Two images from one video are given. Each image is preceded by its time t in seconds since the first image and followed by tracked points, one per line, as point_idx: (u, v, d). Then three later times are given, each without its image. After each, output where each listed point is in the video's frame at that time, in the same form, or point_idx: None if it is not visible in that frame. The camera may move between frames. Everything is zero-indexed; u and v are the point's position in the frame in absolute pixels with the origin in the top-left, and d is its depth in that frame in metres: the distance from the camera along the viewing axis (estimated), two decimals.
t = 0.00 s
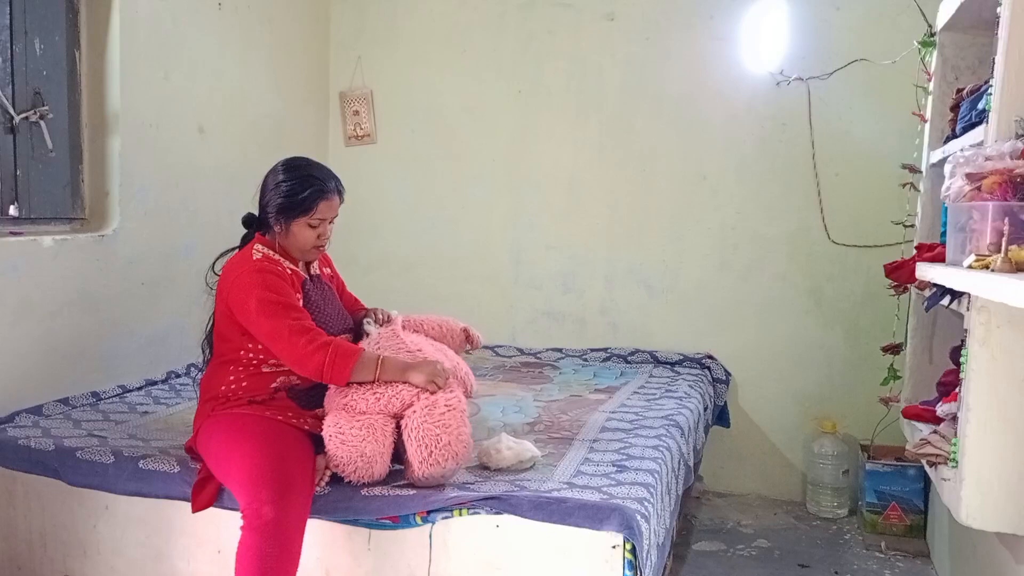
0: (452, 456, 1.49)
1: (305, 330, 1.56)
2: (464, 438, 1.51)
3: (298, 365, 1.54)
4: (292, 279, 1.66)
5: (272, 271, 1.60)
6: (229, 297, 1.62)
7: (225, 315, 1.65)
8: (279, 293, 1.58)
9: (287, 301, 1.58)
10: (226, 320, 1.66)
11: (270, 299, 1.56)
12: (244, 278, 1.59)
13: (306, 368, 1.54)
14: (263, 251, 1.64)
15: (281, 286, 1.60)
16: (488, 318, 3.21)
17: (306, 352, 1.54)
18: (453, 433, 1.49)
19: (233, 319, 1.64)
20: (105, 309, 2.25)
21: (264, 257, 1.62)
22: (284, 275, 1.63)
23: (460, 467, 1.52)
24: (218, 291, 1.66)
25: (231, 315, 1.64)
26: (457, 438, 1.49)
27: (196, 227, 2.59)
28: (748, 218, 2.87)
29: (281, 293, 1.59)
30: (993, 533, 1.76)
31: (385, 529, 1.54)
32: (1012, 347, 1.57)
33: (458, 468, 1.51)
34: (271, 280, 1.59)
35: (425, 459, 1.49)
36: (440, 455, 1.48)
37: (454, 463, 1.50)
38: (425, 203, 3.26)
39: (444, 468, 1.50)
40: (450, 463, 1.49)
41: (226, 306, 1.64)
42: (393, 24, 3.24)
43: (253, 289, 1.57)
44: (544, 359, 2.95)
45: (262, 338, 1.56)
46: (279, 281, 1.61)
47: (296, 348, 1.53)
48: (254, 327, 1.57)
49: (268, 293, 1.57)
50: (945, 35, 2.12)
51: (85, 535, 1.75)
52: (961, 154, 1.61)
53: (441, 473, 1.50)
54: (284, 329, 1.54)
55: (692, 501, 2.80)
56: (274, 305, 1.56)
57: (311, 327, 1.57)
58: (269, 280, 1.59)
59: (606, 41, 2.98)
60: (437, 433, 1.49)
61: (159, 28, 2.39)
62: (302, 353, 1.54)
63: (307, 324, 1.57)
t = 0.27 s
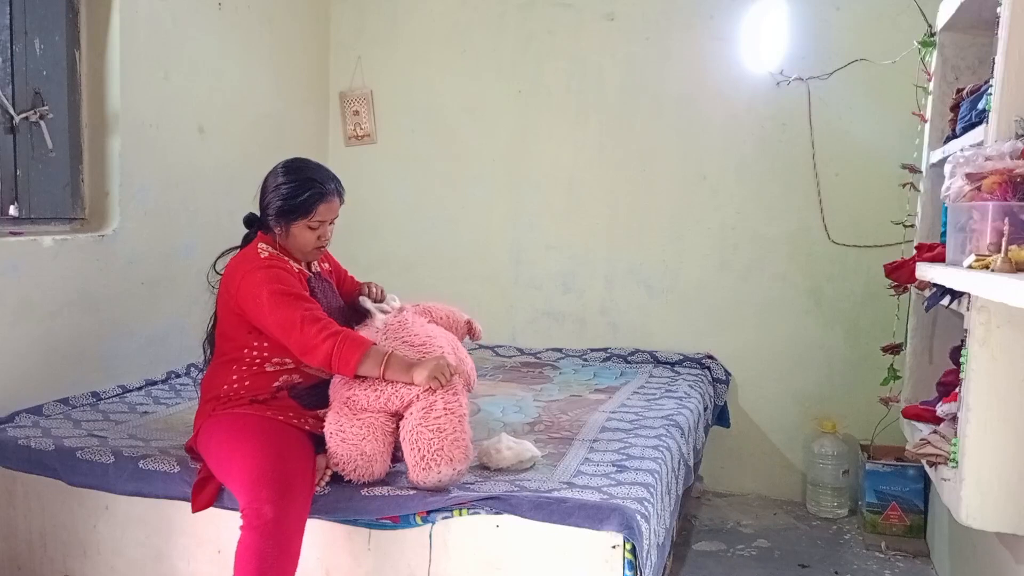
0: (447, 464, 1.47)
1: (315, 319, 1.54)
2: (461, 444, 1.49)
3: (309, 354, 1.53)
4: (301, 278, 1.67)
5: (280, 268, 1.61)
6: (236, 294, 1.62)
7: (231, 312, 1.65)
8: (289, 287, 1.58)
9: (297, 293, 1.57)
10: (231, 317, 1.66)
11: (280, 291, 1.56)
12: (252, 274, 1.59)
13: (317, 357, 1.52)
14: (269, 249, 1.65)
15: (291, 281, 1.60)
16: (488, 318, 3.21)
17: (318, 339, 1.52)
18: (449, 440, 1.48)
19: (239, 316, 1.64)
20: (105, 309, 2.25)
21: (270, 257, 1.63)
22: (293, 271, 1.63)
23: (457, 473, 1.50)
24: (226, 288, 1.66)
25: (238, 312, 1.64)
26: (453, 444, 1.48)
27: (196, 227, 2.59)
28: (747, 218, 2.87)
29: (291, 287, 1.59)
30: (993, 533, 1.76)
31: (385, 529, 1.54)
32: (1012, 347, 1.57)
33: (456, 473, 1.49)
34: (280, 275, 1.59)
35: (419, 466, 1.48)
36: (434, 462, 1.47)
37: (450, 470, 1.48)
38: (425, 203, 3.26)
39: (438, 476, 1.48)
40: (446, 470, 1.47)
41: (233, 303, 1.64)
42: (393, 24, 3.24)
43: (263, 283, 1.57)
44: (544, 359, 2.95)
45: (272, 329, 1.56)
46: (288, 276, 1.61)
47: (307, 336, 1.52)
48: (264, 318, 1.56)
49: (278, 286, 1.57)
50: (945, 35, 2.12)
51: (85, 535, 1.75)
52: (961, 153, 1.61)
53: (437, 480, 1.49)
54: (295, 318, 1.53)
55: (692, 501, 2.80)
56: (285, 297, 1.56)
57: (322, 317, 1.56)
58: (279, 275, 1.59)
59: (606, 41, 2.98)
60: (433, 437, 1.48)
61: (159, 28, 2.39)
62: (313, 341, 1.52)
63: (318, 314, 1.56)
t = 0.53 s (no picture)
0: (448, 465, 1.48)
1: (315, 323, 1.54)
2: (462, 445, 1.51)
3: (308, 357, 1.52)
4: (303, 280, 1.67)
5: (282, 270, 1.60)
6: (238, 296, 1.62)
7: (233, 312, 1.65)
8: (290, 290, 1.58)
9: (297, 297, 1.57)
10: (233, 317, 1.66)
11: (281, 294, 1.56)
12: (254, 276, 1.59)
13: (316, 361, 1.52)
14: (270, 251, 1.64)
15: (292, 284, 1.60)
16: (488, 318, 3.21)
17: (317, 342, 1.52)
18: (450, 441, 1.49)
19: (241, 317, 1.64)
20: (105, 309, 2.25)
21: (274, 258, 1.62)
22: (295, 274, 1.63)
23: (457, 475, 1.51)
24: (227, 290, 1.65)
25: (241, 312, 1.64)
26: (454, 446, 1.50)
27: (196, 227, 2.59)
28: (747, 218, 2.87)
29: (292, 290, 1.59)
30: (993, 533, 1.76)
31: (385, 529, 1.54)
32: (1012, 347, 1.57)
33: (455, 474, 1.50)
34: (281, 278, 1.59)
35: (420, 467, 1.49)
36: (435, 463, 1.48)
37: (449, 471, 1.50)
38: (425, 203, 3.26)
39: (438, 477, 1.49)
40: (445, 471, 1.49)
41: (234, 303, 1.64)
42: (393, 24, 3.24)
43: (264, 285, 1.57)
44: (544, 359, 2.95)
45: (272, 333, 1.55)
46: (289, 278, 1.60)
47: (306, 340, 1.52)
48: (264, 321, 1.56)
49: (279, 289, 1.56)
50: (945, 35, 2.12)
51: (85, 535, 1.75)
52: (961, 153, 1.61)
53: (437, 481, 1.50)
54: (295, 321, 1.53)
55: (692, 501, 2.80)
56: (285, 301, 1.55)
57: (321, 320, 1.56)
58: (281, 278, 1.59)
59: (606, 41, 2.98)
60: (435, 438, 1.49)
61: (159, 28, 2.39)
62: (313, 344, 1.52)
63: (318, 318, 1.56)
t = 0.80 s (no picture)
0: (455, 471, 1.48)
1: (308, 330, 1.56)
2: (470, 454, 1.51)
3: (303, 365, 1.53)
4: (291, 282, 1.66)
5: (269, 275, 1.59)
6: (227, 302, 1.61)
7: (223, 317, 1.65)
8: (279, 297, 1.58)
9: (286, 304, 1.57)
10: (223, 321, 1.65)
11: (270, 303, 1.56)
12: (241, 283, 1.59)
13: (313, 368, 1.54)
14: (258, 255, 1.64)
15: (281, 291, 1.59)
16: (488, 318, 3.21)
17: (314, 351, 1.53)
18: (459, 449, 1.49)
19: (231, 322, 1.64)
20: (104, 309, 2.25)
21: (260, 262, 1.62)
22: (282, 279, 1.63)
23: (460, 483, 1.51)
24: (217, 296, 1.65)
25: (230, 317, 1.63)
26: (464, 453, 1.50)
27: (196, 227, 2.59)
28: (747, 218, 2.87)
29: (280, 297, 1.58)
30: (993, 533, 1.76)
31: (385, 529, 1.54)
32: (1012, 346, 1.57)
33: (460, 483, 1.50)
34: (269, 284, 1.58)
35: (427, 471, 1.48)
36: (443, 467, 1.48)
37: (455, 478, 1.49)
38: (425, 203, 3.26)
39: (442, 483, 1.49)
40: (450, 476, 1.48)
41: (224, 309, 1.64)
42: (393, 24, 3.24)
43: (253, 292, 1.57)
44: (544, 359, 2.95)
45: (262, 340, 1.55)
46: (277, 284, 1.60)
47: (302, 347, 1.53)
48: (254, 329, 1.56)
49: (268, 296, 1.56)
50: (945, 35, 2.12)
51: (85, 535, 1.75)
52: (960, 154, 1.61)
53: (441, 486, 1.49)
54: (288, 329, 1.53)
55: (692, 501, 2.80)
56: (276, 309, 1.55)
57: (314, 328, 1.57)
58: (269, 284, 1.58)
59: (606, 41, 2.98)
60: (445, 444, 1.49)
61: (159, 28, 2.39)
62: (308, 352, 1.53)
63: (310, 326, 1.57)
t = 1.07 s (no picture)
0: (461, 461, 1.50)
1: (295, 338, 1.54)
2: (471, 440, 1.53)
3: (289, 373, 1.53)
4: (287, 283, 1.66)
5: (264, 278, 1.59)
6: (224, 304, 1.62)
7: (221, 319, 1.65)
8: (273, 301, 1.57)
9: (277, 309, 1.57)
10: (221, 322, 1.65)
11: (262, 307, 1.55)
12: (237, 285, 1.58)
13: (297, 376, 1.53)
14: (256, 255, 1.63)
15: (275, 294, 1.59)
16: (488, 318, 3.21)
17: (296, 361, 1.52)
18: (462, 436, 1.51)
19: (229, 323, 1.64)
20: (105, 309, 2.25)
21: (258, 263, 1.62)
22: (278, 280, 1.62)
23: (469, 469, 1.53)
24: (214, 297, 1.65)
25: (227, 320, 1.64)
26: (466, 440, 1.52)
27: (196, 227, 2.59)
28: (748, 218, 2.87)
29: (275, 300, 1.58)
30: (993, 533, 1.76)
31: (385, 529, 1.54)
32: (1012, 346, 1.57)
33: (467, 471, 1.53)
34: (262, 288, 1.57)
35: (432, 467, 1.49)
36: (449, 460, 1.49)
37: (461, 467, 1.51)
38: (425, 203, 3.26)
39: (450, 475, 1.50)
40: (458, 467, 1.50)
41: (222, 310, 1.64)
42: (393, 24, 3.24)
43: (246, 296, 1.56)
44: (544, 359, 2.95)
45: (253, 345, 1.55)
46: (272, 288, 1.59)
47: (286, 357, 1.52)
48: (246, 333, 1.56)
49: (259, 301, 1.56)
50: (945, 35, 2.12)
51: (85, 535, 1.75)
52: (960, 153, 1.61)
53: (449, 478, 1.50)
54: (273, 338, 1.53)
55: (692, 501, 2.80)
56: (266, 315, 1.55)
57: (302, 335, 1.56)
58: (264, 286, 1.58)
59: (606, 41, 2.98)
60: (445, 437, 1.50)
61: (159, 28, 2.39)
62: (292, 361, 1.52)
63: (299, 333, 1.56)
